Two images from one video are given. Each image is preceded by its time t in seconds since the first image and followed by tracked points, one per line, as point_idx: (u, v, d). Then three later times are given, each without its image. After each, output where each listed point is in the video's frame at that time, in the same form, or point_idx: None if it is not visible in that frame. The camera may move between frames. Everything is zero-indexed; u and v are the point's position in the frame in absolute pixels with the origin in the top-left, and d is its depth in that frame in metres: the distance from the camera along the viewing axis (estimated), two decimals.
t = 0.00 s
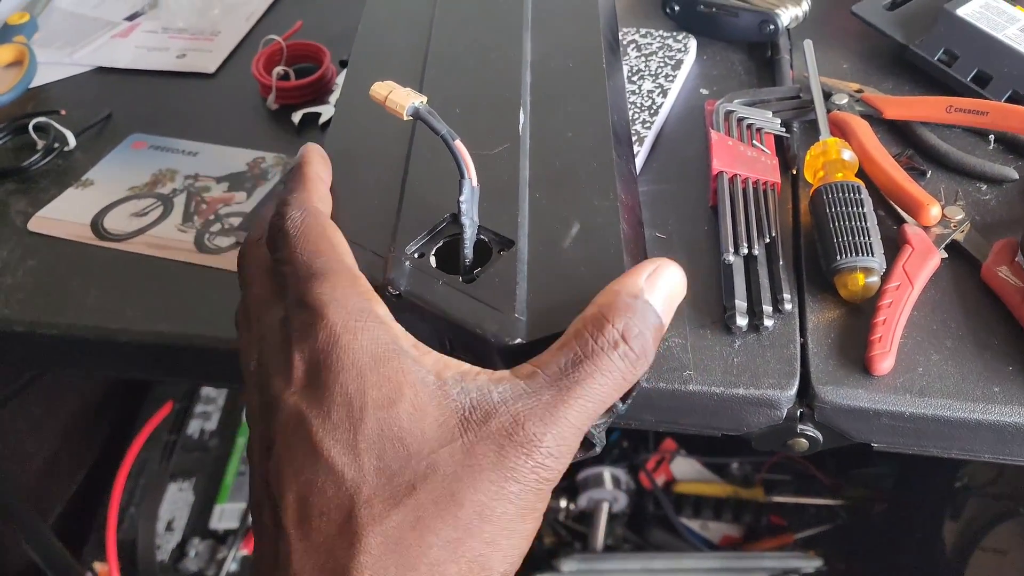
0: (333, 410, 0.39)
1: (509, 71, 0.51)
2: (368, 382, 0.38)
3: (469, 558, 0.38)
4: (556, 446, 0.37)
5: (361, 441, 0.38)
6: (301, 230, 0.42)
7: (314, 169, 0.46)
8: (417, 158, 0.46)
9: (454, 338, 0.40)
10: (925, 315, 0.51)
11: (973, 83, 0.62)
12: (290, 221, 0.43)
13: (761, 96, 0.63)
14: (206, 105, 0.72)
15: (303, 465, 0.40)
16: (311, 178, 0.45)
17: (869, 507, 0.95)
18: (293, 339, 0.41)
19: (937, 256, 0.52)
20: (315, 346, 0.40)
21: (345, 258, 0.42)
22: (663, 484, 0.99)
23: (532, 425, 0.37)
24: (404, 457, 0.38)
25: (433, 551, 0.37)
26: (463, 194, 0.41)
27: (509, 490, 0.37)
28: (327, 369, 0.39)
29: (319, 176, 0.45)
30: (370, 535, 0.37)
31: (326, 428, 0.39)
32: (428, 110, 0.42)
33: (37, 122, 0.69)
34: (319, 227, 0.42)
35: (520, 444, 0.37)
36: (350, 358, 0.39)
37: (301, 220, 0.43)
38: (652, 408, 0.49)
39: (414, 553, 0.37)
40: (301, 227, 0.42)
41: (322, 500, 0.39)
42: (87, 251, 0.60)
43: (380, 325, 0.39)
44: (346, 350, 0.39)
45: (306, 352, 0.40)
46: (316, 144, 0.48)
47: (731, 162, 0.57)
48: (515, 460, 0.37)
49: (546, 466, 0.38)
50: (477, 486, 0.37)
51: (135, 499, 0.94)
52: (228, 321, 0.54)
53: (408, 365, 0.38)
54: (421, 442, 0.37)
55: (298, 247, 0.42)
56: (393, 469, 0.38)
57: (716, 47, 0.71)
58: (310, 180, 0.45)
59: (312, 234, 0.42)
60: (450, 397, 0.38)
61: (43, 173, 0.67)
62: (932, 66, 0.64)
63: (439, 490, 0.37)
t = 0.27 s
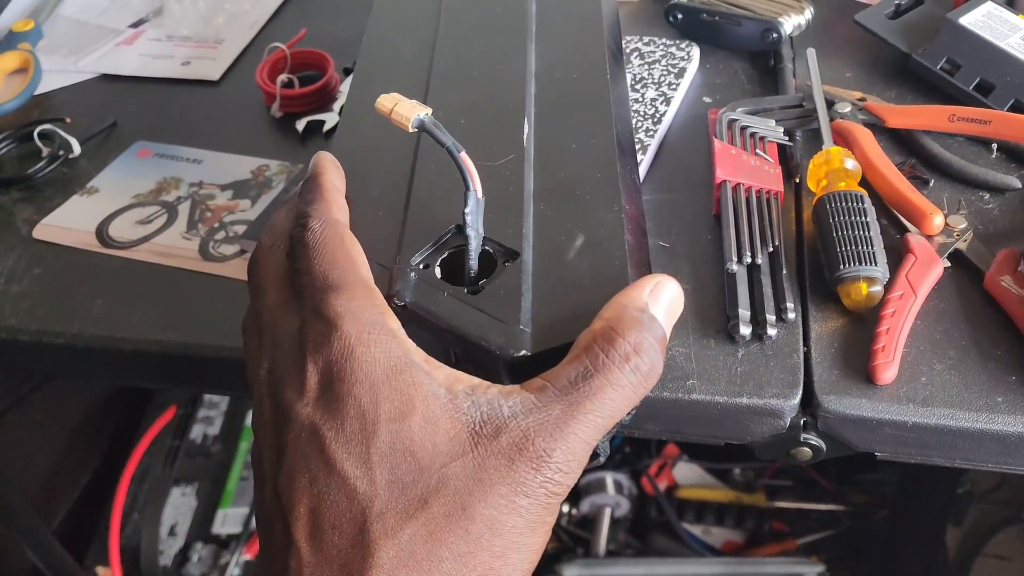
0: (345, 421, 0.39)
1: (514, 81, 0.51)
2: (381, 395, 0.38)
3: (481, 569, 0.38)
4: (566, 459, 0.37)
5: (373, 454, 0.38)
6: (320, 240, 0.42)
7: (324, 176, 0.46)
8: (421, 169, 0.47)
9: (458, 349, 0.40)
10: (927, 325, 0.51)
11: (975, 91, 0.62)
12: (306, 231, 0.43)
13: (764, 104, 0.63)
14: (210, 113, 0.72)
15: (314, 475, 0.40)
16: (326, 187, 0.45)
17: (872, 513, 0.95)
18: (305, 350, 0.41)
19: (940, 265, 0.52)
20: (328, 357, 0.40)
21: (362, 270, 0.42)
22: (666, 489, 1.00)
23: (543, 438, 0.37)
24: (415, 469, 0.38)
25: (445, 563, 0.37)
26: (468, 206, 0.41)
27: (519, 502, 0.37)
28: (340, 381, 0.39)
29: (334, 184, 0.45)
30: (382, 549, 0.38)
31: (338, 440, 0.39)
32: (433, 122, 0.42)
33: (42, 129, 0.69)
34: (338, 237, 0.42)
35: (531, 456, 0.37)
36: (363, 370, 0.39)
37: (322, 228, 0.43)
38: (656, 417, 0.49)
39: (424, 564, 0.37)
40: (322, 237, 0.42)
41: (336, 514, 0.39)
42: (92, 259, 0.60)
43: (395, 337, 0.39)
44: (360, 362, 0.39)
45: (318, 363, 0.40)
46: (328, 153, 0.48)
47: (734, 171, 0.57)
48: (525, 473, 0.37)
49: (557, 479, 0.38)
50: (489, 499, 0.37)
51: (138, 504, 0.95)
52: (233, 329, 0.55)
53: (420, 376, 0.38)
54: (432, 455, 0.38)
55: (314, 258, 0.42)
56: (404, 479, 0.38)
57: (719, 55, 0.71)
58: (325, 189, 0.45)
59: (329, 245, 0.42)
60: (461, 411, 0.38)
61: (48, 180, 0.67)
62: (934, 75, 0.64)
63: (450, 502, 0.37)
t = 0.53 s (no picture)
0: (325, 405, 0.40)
1: (512, 82, 0.52)
2: (359, 378, 0.40)
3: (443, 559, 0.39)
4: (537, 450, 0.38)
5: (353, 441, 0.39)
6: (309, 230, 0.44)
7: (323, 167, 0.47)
8: (419, 168, 0.47)
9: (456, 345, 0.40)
10: (923, 323, 0.51)
11: (972, 92, 0.62)
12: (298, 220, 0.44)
13: (762, 105, 0.63)
14: (211, 114, 0.73)
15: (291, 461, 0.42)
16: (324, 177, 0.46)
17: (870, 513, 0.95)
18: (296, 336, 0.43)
19: (935, 265, 0.52)
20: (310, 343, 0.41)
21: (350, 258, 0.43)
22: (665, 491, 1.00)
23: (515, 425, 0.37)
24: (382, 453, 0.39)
25: (411, 550, 0.38)
26: (465, 205, 0.42)
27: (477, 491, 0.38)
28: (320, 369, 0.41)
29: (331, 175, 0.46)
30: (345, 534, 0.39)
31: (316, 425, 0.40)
32: (431, 121, 0.43)
33: (43, 130, 0.70)
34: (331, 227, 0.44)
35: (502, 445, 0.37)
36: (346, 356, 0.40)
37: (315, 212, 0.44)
38: (652, 415, 0.50)
39: (391, 550, 0.39)
40: (314, 223, 0.43)
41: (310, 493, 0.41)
42: (93, 259, 0.60)
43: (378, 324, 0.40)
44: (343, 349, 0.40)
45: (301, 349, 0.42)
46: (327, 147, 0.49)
47: (731, 171, 0.58)
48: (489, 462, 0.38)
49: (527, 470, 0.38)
50: (458, 485, 0.38)
51: (138, 504, 0.95)
52: (232, 328, 0.55)
53: (402, 363, 0.39)
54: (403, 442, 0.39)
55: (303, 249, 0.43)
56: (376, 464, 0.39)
57: (717, 56, 0.71)
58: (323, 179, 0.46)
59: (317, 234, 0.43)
60: (435, 395, 0.39)
61: (49, 180, 0.67)
62: (931, 75, 0.65)
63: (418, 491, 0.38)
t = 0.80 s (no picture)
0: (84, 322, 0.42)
1: (498, 91, 0.52)
2: (121, 184, 0.41)
3: (147, 522, 0.41)
4: (190, 390, 0.44)
5: (149, 363, 0.42)
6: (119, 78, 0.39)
7: None
8: (404, 178, 0.47)
9: (441, 355, 0.40)
10: (908, 332, 0.51)
11: (959, 101, 0.63)
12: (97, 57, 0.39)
13: (750, 113, 0.64)
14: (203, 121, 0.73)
15: (89, 379, 0.42)
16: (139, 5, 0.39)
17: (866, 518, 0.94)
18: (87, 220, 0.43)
19: (920, 273, 0.52)
20: (109, 216, 0.41)
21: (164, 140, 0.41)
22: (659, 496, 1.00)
23: (187, 352, 0.43)
24: (100, 378, 0.42)
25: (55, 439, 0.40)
26: (449, 215, 0.42)
27: (141, 433, 0.42)
28: (121, 267, 0.42)
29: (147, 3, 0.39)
30: (54, 457, 0.39)
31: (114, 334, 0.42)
32: (416, 131, 0.43)
33: (35, 137, 0.70)
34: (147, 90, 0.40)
35: (178, 395, 0.43)
36: (157, 244, 0.42)
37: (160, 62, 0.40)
38: (637, 423, 0.50)
39: (82, 485, 0.39)
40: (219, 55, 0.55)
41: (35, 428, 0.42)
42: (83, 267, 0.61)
43: (220, 250, 0.45)
44: (154, 236, 0.42)
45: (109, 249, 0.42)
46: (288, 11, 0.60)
47: (718, 180, 0.58)
48: (156, 405, 0.43)
49: (216, 393, 0.45)
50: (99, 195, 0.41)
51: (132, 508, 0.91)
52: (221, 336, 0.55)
53: (197, 276, 0.44)
54: (132, 361, 0.42)
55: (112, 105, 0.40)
56: (93, 392, 0.42)
57: (707, 64, 0.71)
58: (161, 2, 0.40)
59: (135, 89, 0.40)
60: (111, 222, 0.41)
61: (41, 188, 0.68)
62: (918, 84, 0.65)
63: (129, 422, 0.42)
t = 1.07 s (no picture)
0: None
1: (472, 125, 0.52)
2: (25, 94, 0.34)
3: (52, 406, 0.41)
4: (85, 276, 0.40)
5: (42, 237, 0.38)
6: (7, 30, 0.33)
7: None
8: (377, 216, 0.47)
9: (409, 399, 0.40)
10: (885, 366, 0.51)
11: (939, 128, 0.62)
12: None
13: (731, 141, 0.64)
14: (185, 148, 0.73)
15: None
16: None
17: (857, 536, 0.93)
18: None
19: (897, 306, 0.52)
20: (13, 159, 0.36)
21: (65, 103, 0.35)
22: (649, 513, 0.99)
23: (81, 231, 0.38)
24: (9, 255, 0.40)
25: None
26: (419, 258, 0.41)
27: (38, 325, 0.41)
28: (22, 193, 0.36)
29: None
30: None
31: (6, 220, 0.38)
32: (386, 172, 0.43)
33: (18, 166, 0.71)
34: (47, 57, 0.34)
35: (70, 287, 0.40)
36: (62, 176, 0.37)
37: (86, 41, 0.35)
38: (614, 459, 0.50)
39: None
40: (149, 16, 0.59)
41: None
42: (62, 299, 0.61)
43: (125, 170, 0.39)
44: (62, 173, 0.36)
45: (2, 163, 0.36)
46: None
47: (697, 211, 0.58)
48: (50, 289, 0.40)
49: (117, 273, 0.41)
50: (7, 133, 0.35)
51: (119, 529, 0.90)
52: (198, 369, 0.55)
53: (98, 195, 0.38)
54: (28, 257, 0.39)
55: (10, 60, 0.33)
56: None
57: (689, 89, 0.71)
58: None
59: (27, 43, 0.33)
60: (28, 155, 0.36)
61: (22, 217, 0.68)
62: (899, 112, 0.65)
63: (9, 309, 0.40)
